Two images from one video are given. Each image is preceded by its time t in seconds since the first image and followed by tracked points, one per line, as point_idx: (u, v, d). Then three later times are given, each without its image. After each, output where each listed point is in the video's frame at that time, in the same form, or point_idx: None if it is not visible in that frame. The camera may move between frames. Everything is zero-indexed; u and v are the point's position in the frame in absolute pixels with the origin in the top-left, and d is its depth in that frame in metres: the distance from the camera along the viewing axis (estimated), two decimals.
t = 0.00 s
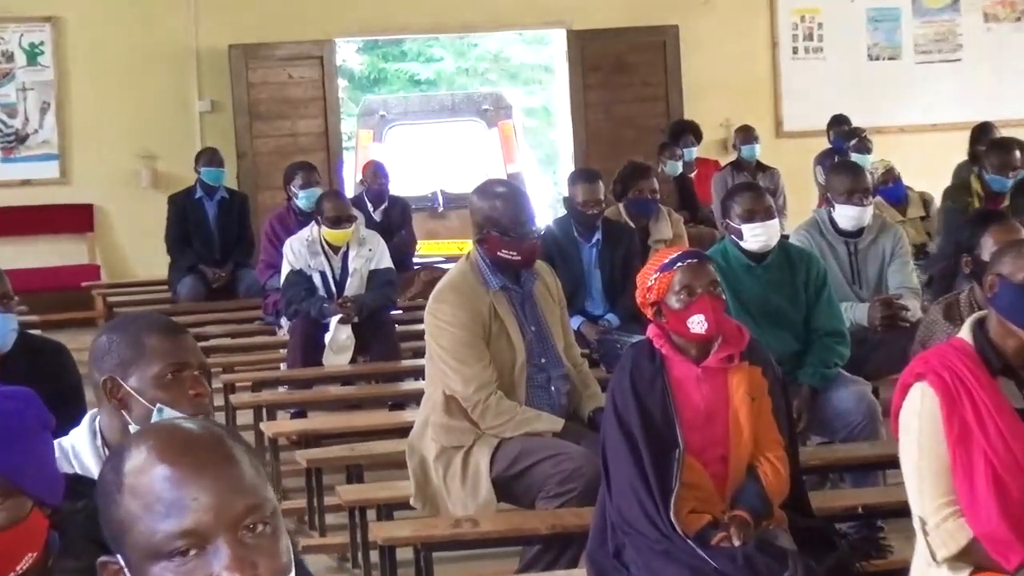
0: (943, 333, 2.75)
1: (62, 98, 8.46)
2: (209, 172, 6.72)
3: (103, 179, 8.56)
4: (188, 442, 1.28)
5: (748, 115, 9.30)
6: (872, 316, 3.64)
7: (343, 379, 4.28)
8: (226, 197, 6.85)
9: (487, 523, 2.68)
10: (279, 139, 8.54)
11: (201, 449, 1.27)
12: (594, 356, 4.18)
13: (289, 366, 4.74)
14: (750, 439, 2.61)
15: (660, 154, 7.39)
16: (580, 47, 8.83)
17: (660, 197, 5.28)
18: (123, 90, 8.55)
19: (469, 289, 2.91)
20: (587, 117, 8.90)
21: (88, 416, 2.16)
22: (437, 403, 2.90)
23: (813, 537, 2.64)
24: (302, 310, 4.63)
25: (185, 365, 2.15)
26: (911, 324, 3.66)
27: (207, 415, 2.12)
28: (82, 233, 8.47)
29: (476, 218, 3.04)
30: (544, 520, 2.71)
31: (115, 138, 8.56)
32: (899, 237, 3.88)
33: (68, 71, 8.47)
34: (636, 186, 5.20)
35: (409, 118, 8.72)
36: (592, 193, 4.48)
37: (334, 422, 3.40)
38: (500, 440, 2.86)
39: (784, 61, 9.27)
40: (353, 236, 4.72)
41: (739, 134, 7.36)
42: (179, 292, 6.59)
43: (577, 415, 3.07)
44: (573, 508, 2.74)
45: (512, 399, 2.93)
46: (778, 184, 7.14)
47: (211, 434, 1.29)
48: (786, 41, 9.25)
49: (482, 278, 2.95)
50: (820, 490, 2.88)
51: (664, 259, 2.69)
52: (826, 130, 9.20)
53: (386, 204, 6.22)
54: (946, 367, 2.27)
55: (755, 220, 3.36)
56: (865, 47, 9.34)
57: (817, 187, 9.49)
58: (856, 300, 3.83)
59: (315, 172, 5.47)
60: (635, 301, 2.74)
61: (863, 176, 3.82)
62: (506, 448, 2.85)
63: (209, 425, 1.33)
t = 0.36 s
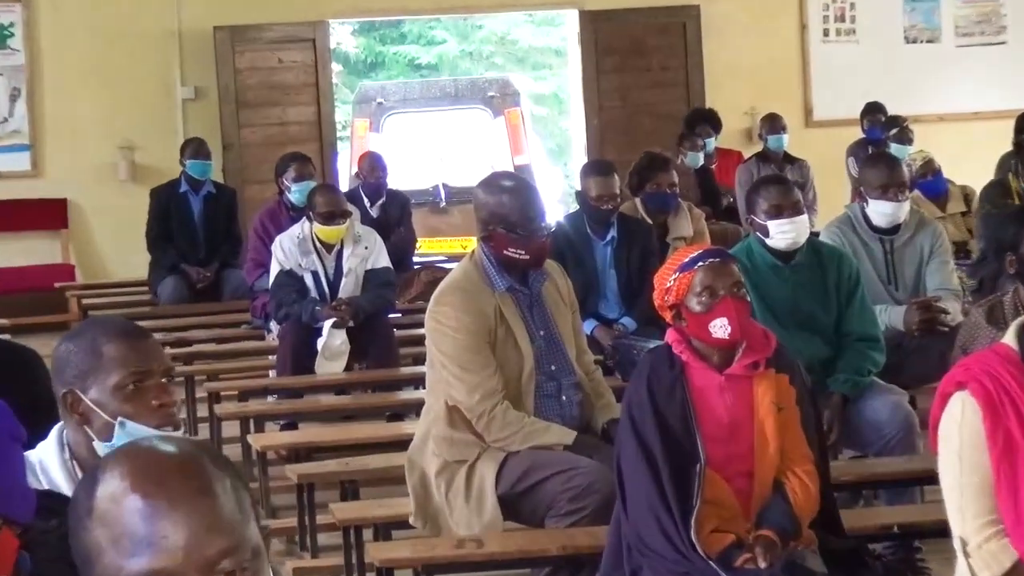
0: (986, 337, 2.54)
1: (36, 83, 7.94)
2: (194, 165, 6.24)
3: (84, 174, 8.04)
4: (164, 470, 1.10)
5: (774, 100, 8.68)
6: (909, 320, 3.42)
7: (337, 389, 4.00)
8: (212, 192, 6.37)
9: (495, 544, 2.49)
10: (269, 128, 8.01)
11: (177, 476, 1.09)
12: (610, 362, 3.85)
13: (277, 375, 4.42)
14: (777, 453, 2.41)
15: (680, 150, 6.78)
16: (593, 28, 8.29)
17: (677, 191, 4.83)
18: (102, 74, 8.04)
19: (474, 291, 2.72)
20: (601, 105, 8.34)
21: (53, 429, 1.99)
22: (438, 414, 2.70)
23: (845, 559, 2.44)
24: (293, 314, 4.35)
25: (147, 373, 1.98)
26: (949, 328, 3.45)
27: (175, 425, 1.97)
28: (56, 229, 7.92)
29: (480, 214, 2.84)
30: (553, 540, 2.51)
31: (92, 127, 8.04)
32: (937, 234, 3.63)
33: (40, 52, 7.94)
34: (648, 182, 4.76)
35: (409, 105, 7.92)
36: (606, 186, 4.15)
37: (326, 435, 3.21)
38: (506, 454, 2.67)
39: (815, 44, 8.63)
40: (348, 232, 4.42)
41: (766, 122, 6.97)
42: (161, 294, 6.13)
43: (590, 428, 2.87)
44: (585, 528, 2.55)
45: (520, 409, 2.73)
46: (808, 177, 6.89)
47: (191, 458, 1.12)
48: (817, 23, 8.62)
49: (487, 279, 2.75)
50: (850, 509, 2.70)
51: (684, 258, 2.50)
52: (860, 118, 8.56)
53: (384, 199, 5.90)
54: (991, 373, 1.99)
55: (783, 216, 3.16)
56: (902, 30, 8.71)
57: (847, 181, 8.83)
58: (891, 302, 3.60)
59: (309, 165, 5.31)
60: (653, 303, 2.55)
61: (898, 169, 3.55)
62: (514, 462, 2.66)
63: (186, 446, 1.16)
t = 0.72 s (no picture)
0: None
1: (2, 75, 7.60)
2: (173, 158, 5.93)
3: (50, 164, 7.67)
4: (141, 484, 1.11)
5: (802, 89, 8.38)
6: (948, 325, 3.22)
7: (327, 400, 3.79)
8: (193, 186, 6.10)
9: (498, 568, 2.29)
10: (254, 117, 7.61)
11: (147, 494, 1.10)
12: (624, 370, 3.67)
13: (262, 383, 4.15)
14: (805, 470, 2.22)
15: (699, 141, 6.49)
16: (605, 11, 7.86)
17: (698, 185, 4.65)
18: (79, 60, 7.68)
19: (475, 294, 2.53)
20: (614, 92, 7.92)
21: (22, 444, 1.79)
22: (437, 428, 2.51)
23: None
24: (280, 318, 4.07)
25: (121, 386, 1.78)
26: (991, 335, 3.24)
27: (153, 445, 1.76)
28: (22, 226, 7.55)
29: (483, 212, 2.66)
30: (561, 565, 2.32)
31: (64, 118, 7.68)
32: (978, 236, 3.39)
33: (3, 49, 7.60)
34: (666, 177, 4.58)
35: (404, 93, 7.54)
36: (618, 179, 4.00)
37: (319, 449, 3.03)
38: (510, 470, 2.48)
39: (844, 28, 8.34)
40: (340, 230, 4.14)
41: (792, 113, 6.75)
42: (136, 294, 5.77)
43: (601, 442, 2.68)
44: (595, 551, 2.36)
45: (526, 423, 2.54)
46: (836, 169, 6.65)
47: (173, 475, 1.13)
48: (847, 4, 8.34)
49: (490, 281, 2.57)
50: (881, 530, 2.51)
51: (702, 259, 2.31)
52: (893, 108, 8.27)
53: (377, 194, 5.61)
54: None
55: (810, 214, 2.95)
56: (941, 11, 8.42)
57: (882, 169, 8.53)
58: (930, 307, 3.39)
59: (300, 158, 4.95)
60: (671, 307, 2.36)
61: (935, 163, 3.36)
62: (519, 478, 2.47)
63: (180, 463, 1.18)
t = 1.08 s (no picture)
0: None
1: None
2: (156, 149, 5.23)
3: (26, 156, 7.02)
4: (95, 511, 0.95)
5: (841, 75, 7.75)
6: (1000, 332, 3.03)
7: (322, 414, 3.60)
8: (178, 181, 5.40)
9: None
10: (243, 107, 7.05)
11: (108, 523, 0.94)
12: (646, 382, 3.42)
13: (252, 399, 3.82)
14: (845, 491, 2.04)
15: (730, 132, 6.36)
16: None
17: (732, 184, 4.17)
18: (58, 44, 7.04)
19: (485, 299, 2.36)
20: (635, 76, 7.38)
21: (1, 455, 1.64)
22: (444, 444, 2.34)
23: None
24: (274, 325, 3.75)
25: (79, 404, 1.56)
26: None
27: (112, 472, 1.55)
28: None
29: (495, 211, 2.48)
30: None
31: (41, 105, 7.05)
32: None
33: None
34: (703, 174, 4.06)
35: (408, 80, 7.07)
36: (641, 174, 3.67)
37: (313, 468, 2.86)
38: (524, 490, 2.30)
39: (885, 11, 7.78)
40: (338, 229, 3.86)
41: (830, 102, 6.17)
42: (114, 303, 5.14)
43: (623, 460, 2.50)
44: None
45: (542, 438, 2.36)
46: (878, 166, 6.21)
47: (132, 501, 0.96)
48: None
49: (502, 285, 2.39)
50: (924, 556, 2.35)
51: (733, 260, 2.13)
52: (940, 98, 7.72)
53: (378, 190, 5.27)
54: None
55: (850, 211, 2.79)
56: None
57: (926, 164, 7.94)
58: (979, 314, 3.20)
59: (291, 149, 4.49)
60: (699, 314, 2.18)
61: (986, 157, 3.19)
62: (531, 500, 2.29)
63: (145, 489, 1.00)
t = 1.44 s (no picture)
0: None
1: None
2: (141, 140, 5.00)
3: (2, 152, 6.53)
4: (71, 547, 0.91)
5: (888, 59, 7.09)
6: None
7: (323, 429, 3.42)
8: (163, 175, 5.18)
9: None
10: (238, 93, 6.44)
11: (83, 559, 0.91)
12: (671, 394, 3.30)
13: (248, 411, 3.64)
14: (893, 514, 1.86)
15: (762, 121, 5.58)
16: None
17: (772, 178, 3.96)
18: (34, 24, 6.51)
19: (499, 304, 2.20)
20: (663, 62, 6.73)
21: None
22: (454, 463, 2.17)
23: None
24: (273, 332, 3.58)
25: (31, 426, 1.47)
26: None
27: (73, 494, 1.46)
28: None
29: (511, 207, 2.31)
30: None
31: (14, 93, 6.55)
32: None
33: None
34: (740, 168, 3.85)
35: (414, 65, 6.70)
36: (670, 168, 3.47)
37: (314, 486, 2.70)
38: (542, 512, 2.14)
39: None
40: (340, 227, 3.70)
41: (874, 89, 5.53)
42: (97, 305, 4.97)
43: (649, 479, 2.32)
44: None
45: (562, 455, 2.19)
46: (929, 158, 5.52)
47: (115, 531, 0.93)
48: None
49: (519, 290, 2.23)
50: None
51: (771, 261, 1.96)
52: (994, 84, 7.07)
53: (383, 184, 5.08)
54: None
55: (896, 208, 2.66)
56: None
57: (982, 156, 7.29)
58: None
59: (286, 140, 4.25)
60: (734, 320, 2.01)
61: None
62: (550, 523, 2.12)
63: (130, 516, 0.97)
